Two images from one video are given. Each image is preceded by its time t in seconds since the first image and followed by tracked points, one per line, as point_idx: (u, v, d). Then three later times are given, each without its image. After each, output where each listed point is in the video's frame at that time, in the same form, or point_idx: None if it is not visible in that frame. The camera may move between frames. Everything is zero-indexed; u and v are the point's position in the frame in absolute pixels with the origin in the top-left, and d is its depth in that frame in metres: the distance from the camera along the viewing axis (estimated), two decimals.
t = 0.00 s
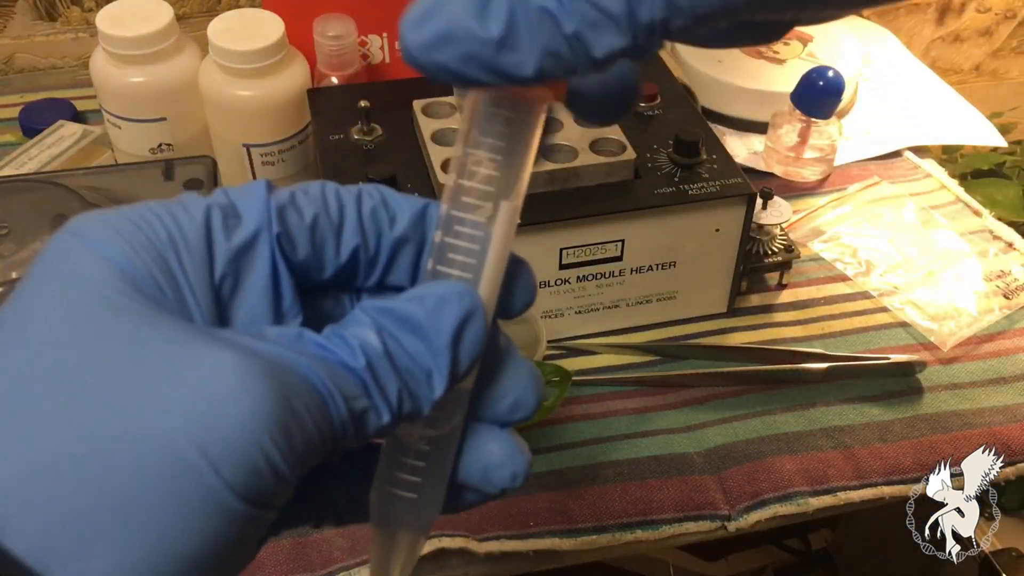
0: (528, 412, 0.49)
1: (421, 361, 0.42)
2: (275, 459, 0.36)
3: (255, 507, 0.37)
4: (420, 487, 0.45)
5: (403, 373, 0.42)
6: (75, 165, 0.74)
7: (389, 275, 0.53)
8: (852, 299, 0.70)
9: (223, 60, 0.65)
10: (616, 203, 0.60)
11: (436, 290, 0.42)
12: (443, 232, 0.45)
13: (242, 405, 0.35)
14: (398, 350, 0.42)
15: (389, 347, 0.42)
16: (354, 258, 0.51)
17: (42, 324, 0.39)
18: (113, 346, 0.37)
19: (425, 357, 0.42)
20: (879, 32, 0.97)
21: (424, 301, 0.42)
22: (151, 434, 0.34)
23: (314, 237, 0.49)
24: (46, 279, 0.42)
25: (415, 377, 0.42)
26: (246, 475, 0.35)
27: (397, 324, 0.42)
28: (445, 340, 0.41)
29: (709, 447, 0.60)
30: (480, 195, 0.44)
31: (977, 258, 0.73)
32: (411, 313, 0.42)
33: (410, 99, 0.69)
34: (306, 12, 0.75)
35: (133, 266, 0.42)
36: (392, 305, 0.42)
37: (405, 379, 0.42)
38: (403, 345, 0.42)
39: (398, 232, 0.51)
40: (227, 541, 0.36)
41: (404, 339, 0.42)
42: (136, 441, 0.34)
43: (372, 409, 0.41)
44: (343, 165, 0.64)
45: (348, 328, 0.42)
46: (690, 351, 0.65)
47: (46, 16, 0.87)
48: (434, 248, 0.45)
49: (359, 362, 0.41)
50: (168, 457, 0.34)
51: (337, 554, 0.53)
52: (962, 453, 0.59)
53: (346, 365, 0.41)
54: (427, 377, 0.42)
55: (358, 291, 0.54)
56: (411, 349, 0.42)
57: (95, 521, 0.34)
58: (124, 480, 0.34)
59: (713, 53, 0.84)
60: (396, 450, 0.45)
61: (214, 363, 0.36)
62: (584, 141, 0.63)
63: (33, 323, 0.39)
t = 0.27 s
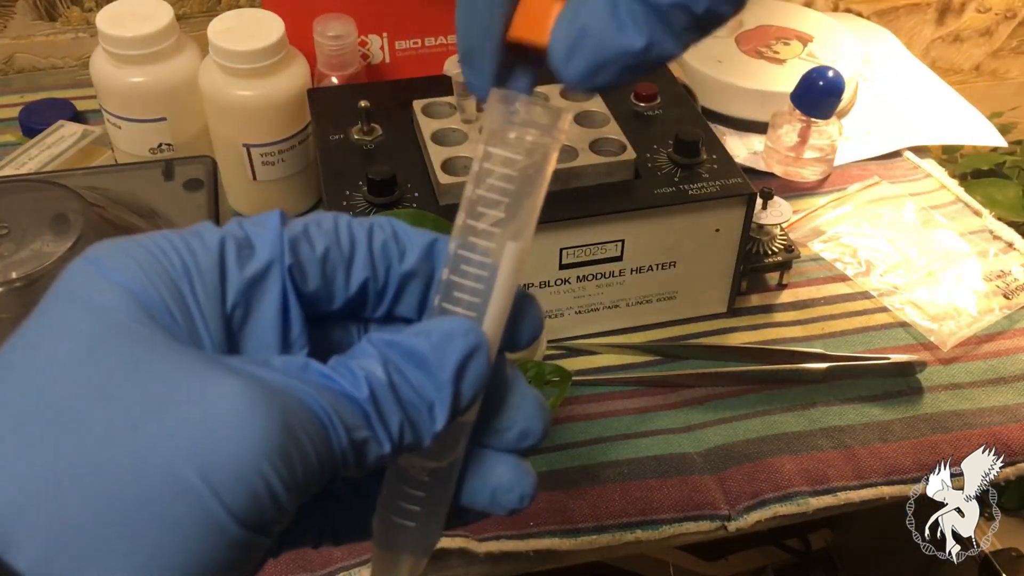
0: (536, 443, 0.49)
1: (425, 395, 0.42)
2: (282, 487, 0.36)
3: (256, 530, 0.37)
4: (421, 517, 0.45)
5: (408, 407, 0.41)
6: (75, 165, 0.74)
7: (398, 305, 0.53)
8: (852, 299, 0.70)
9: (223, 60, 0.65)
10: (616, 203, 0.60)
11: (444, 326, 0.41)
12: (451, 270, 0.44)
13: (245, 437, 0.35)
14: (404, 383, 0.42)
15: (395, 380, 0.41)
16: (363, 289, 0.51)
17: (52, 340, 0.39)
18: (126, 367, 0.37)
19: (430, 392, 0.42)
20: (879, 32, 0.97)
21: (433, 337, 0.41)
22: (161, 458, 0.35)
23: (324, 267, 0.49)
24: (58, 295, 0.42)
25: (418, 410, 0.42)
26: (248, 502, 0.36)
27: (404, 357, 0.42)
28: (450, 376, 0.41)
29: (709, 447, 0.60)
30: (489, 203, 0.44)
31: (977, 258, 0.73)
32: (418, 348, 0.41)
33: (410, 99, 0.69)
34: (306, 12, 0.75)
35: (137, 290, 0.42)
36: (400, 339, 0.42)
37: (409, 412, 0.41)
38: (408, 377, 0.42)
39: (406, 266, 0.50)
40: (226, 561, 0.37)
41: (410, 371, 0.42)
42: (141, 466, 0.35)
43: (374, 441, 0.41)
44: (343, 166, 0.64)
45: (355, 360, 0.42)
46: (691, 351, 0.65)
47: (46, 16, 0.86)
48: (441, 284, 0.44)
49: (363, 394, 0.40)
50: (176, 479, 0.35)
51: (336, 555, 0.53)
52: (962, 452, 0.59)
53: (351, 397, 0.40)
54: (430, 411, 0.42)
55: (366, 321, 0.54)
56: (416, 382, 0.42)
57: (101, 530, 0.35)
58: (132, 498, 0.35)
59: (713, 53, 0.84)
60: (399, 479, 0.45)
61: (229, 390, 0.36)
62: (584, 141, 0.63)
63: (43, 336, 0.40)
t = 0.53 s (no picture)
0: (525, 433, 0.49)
1: (407, 397, 0.42)
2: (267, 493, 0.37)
3: (245, 541, 0.37)
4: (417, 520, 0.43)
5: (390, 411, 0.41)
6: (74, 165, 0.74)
7: (370, 309, 0.52)
8: (852, 298, 0.70)
9: (223, 60, 0.65)
10: (616, 203, 0.60)
11: (422, 328, 0.41)
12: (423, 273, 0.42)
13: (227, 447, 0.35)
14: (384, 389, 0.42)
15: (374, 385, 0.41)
16: (335, 294, 0.51)
17: (37, 364, 0.40)
18: (106, 394, 0.38)
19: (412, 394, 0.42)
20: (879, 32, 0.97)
21: (410, 338, 0.41)
22: (145, 475, 0.35)
23: (293, 277, 0.49)
24: (38, 319, 0.42)
25: (401, 414, 0.42)
26: (233, 511, 0.36)
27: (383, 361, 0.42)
28: (432, 377, 0.40)
29: (710, 447, 0.60)
30: (458, 205, 0.42)
31: (977, 258, 0.73)
32: (396, 350, 0.41)
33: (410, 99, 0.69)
34: (306, 12, 0.75)
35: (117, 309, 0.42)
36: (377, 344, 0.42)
37: (393, 416, 0.41)
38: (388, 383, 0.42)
39: (376, 271, 0.50)
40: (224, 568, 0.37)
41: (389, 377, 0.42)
42: (123, 484, 0.35)
43: (357, 446, 0.41)
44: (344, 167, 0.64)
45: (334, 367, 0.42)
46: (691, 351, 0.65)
47: (46, 16, 0.88)
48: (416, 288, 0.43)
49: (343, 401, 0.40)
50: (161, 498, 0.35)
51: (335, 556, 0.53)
52: (962, 453, 0.59)
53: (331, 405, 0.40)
54: (414, 413, 0.42)
55: (341, 327, 0.53)
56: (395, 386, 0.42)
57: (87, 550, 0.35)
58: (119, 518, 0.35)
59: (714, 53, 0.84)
60: (392, 484, 0.43)
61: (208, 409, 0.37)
62: (584, 142, 0.63)
63: (27, 361, 0.40)
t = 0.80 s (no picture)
0: (522, 419, 0.50)
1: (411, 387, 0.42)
2: (274, 484, 0.37)
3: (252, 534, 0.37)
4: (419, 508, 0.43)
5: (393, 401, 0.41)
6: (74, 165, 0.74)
7: (366, 304, 0.52)
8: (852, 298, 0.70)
9: (223, 60, 0.65)
10: (616, 203, 0.60)
11: (422, 321, 0.41)
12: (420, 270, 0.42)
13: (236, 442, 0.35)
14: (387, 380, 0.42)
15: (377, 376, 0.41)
16: (334, 291, 0.51)
17: (45, 364, 0.39)
18: (107, 392, 0.37)
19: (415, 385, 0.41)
20: (880, 32, 0.97)
21: (412, 331, 0.41)
22: (152, 472, 0.35)
23: (295, 272, 0.48)
24: (49, 319, 0.42)
25: (404, 404, 0.42)
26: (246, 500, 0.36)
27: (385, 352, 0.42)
28: (432, 369, 0.40)
29: (710, 447, 0.60)
30: (453, 203, 0.42)
31: (977, 258, 0.73)
32: (398, 343, 0.41)
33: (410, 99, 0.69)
34: (306, 12, 0.75)
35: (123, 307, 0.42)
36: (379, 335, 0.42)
37: (396, 405, 0.41)
38: (391, 373, 0.42)
39: (372, 267, 0.50)
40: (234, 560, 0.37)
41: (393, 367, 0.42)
42: (133, 481, 0.35)
43: (361, 434, 0.41)
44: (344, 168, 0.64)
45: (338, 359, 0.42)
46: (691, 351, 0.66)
47: (46, 16, 0.87)
48: (413, 284, 0.43)
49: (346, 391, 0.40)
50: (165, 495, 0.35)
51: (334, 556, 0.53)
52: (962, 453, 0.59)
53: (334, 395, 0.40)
54: (416, 403, 0.42)
55: (338, 321, 0.53)
56: (398, 377, 0.42)
57: (92, 550, 0.34)
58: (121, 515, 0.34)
59: (714, 53, 0.84)
60: (393, 473, 0.43)
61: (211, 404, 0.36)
62: (584, 141, 0.63)
63: (35, 358, 0.40)
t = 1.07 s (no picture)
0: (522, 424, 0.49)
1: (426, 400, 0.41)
2: (294, 497, 0.36)
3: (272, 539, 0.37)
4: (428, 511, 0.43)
5: (410, 414, 0.41)
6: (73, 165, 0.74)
7: (372, 319, 0.52)
8: (852, 297, 0.70)
9: (223, 61, 0.65)
10: (616, 203, 0.60)
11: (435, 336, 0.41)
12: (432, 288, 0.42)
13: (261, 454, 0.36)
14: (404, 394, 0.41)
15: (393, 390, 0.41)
16: (343, 306, 0.50)
17: (66, 376, 0.39)
18: (121, 410, 0.37)
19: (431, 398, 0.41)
20: (880, 32, 0.97)
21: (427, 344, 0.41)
22: (174, 484, 0.35)
23: (306, 288, 0.48)
24: (74, 335, 0.42)
25: (421, 416, 0.42)
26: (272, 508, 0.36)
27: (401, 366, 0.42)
28: (446, 381, 0.40)
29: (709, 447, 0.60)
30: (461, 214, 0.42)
31: (977, 258, 0.73)
32: (413, 357, 0.41)
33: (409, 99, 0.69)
34: (306, 12, 0.75)
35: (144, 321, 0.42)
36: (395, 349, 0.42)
37: (412, 418, 0.41)
38: (408, 387, 0.42)
39: (378, 284, 0.50)
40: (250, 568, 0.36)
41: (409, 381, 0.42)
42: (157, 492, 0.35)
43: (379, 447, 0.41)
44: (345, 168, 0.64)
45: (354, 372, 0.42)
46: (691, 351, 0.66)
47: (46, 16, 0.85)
48: (423, 301, 0.43)
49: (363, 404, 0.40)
50: (179, 513, 0.34)
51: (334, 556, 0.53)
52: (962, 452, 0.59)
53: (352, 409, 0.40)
54: (431, 416, 0.42)
55: (345, 336, 0.53)
56: (414, 391, 0.42)
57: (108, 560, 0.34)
58: (135, 535, 0.34)
59: (714, 53, 0.84)
60: (403, 481, 0.43)
61: (225, 423, 0.36)
62: (584, 141, 0.63)
63: (58, 373, 0.40)
